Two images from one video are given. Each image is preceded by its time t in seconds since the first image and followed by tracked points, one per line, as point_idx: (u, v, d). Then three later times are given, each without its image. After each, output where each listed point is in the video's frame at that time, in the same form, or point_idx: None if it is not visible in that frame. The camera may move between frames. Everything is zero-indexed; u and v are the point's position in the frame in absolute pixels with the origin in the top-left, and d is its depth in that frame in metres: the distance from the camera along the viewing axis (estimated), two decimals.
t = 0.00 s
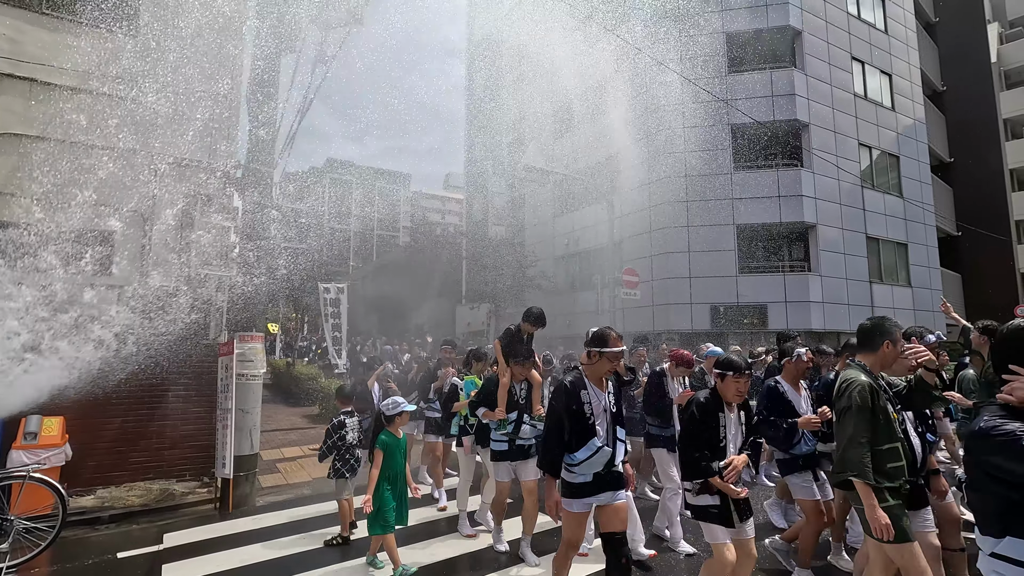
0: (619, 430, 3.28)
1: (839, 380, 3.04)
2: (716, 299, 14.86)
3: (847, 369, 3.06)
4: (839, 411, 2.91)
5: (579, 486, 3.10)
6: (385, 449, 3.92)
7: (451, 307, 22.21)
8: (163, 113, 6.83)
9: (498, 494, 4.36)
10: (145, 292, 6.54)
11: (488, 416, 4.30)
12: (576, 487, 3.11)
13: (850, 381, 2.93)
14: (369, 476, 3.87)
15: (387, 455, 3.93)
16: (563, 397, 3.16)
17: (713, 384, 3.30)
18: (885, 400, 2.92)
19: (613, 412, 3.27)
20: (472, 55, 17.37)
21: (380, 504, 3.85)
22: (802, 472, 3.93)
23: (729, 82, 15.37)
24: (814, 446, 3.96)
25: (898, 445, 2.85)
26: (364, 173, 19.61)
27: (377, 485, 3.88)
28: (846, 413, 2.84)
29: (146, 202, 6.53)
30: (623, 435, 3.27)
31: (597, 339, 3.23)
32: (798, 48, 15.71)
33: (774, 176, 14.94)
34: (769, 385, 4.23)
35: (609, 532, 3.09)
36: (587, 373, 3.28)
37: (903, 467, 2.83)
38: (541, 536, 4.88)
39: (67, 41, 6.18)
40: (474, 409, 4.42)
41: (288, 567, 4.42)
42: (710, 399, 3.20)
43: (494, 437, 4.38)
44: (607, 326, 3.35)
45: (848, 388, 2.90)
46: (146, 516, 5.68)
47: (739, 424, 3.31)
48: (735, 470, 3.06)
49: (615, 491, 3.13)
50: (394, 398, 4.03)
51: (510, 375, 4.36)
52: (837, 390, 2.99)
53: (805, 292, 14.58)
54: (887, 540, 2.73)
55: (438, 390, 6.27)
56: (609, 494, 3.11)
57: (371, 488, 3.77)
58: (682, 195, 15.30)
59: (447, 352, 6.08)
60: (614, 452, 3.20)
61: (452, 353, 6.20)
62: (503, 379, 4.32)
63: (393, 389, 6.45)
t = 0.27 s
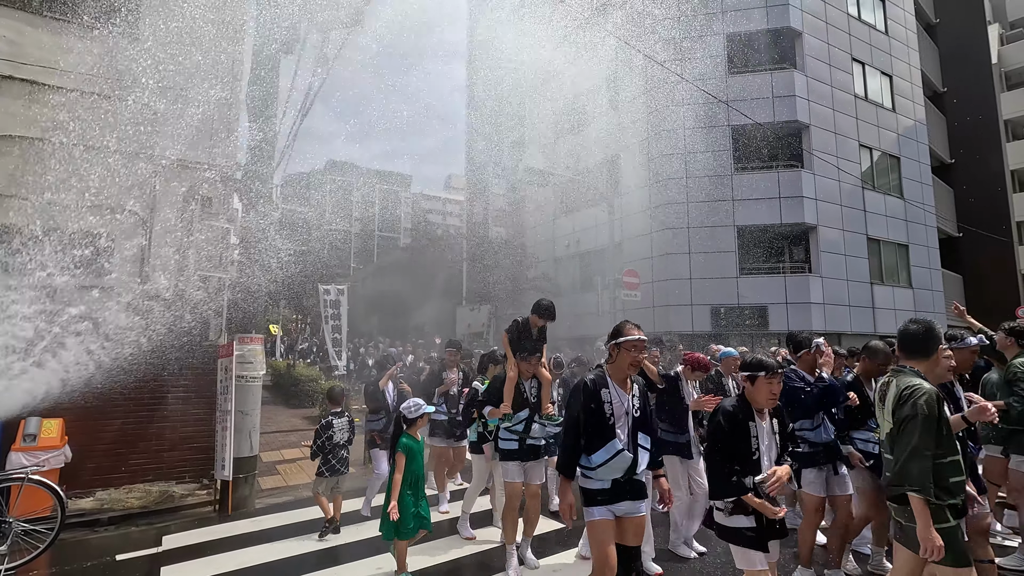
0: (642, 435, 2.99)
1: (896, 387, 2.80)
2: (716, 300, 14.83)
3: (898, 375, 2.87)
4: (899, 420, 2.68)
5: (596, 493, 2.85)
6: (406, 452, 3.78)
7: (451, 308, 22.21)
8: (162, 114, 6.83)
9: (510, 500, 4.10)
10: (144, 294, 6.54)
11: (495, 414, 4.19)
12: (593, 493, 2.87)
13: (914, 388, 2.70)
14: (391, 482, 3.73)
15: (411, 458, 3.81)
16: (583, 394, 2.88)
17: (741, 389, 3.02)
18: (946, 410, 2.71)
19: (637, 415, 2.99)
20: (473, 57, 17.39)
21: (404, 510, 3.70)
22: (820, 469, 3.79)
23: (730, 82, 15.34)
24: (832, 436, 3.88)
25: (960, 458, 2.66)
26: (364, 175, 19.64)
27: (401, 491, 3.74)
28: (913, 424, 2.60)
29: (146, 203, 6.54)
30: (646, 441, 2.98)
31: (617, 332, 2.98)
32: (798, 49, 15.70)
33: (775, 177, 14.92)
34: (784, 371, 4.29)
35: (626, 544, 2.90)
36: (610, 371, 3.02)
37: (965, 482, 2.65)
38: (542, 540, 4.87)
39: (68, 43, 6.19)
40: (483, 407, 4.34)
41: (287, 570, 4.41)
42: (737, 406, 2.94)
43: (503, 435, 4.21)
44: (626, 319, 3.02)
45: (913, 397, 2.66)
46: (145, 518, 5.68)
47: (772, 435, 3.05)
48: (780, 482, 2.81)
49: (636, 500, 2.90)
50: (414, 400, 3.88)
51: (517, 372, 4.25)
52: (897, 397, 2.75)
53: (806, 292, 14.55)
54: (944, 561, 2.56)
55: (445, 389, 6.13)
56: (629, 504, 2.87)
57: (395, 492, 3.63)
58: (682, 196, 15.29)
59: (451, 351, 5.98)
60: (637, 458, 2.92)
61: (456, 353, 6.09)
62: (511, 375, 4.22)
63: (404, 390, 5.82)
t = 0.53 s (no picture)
0: (662, 451, 2.81)
1: (973, 389, 2.58)
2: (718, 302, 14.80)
3: (967, 376, 2.67)
4: (991, 427, 2.43)
5: (613, 516, 2.65)
6: (432, 457, 3.66)
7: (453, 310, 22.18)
8: (163, 116, 6.83)
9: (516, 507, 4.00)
10: (145, 296, 6.54)
11: (504, 419, 4.10)
12: (610, 515, 2.66)
13: (997, 390, 2.47)
14: (421, 489, 3.61)
15: (439, 464, 3.68)
16: (598, 409, 2.69)
17: (781, 390, 2.81)
18: None
19: (655, 430, 2.80)
20: (474, 60, 17.42)
21: (439, 517, 3.60)
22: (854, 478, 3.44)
23: (731, 84, 15.37)
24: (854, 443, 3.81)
25: None
26: (365, 177, 19.65)
27: (431, 497, 3.63)
28: (1012, 430, 2.34)
29: (147, 205, 6.55)
30: (667, 457, 2.80)
31: (626, 338, 2.85)
32: (800, 50, 15.67)
33: (776, 178, 14.88)
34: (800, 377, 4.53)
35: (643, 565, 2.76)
36: (625, 382, 2.83)
37: None
38: (545, 545, 4.82)
39: (70, 46, 6.19)
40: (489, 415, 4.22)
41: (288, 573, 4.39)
42: (777, 411, 2.71)
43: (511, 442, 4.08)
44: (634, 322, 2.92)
45: (1001, 400, 2.42)
46: (146, 520, 5.67)
47: (813, 440, 2.80)
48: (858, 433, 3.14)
49: (655, 523, 2.72)
50: (437, 404, 3.77)
51: (523, 373, 4.16)
52: (979, 400, 2.51)
53: (808, 294, 14.51)
54: None
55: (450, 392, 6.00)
56: (649, 525, 2.70)
57: (426, 500, 3.53)
58: (684, 198, 15.27)
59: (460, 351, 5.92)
60: (658, 476, 2.73)
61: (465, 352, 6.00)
62: (517, 376, 4.13)
63: (414, 395, 5.48)
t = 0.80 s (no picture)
0: (680, 455, 2.67)
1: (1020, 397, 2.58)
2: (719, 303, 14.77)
3: (1017, 383, 2.66)
4: None
5: (633, 528, 2.53)
6: (448, 461, 3.62)
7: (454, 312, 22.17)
8: (164, 117, 6.84)
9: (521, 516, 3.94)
10: (145, 297, 6.52)
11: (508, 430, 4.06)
12: (631, 530, 2.53)
13: None
14: (437, 493, 3.56)
15: (454, 467, 3.64)
16: (610, 417, 2.57)
17: (830, 398, 2.50)
18: None
19: (673, 433, 2.67)
20: (474, 62, 17.44)
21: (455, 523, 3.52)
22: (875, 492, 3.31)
23: (731, 86, 15.38)
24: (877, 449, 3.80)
25: None
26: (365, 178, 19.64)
27: (448, 500, 3.56)
28: None
29: (147, 207, 6.55)
30: (686, 461, 2.67)
31: (633, 336, 2.76)
32: (800, 52, 15.65)
33: (777, 180, 14.85)
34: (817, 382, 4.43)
35: None
36: (636, 384, 2.71)
37: None
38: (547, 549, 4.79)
39: (69, 48, 6.19)
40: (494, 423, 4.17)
41: None
42: (824, 423, 2.39)
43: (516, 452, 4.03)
44: (638, 320, 2.85)
45: None
46: (147, 523, 5.66)
47: (863, 455, 2.44)
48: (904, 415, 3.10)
49: (677, 536, 2.57)
50: (450, 405, 3.71)
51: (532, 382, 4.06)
52: None
53: (809, 296, 14.47)
54: None
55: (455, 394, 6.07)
56: (670, 539, 2.55)
57: (443, 504, 3.45)
58: (685, 199, 15.26)
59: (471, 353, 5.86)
60: (677, 484, 2.60)
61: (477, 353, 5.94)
62: (525, 387, 4.03)
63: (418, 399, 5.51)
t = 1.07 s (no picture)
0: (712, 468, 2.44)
1: None
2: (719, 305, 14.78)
3: None
4: None
5: (660, 547, 2.30)
6: (462, 465, 3.50)
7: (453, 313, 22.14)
8: (161, 118, 6.80)
9: (527, 521, 3.77)
10: (141, 299, 6.48)
11: (526, 427, 3.74)
12: (659, 552, 2.31)
13: None
14: (452, 499, 3.46)
15: (470, 472, 3.54)
16: (646, 424, 2.23)
17: (896, 411, 2.16)
18: None
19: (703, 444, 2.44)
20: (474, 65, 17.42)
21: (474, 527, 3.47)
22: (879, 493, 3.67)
23: (731, 87, 15.34)
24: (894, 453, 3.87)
25: None
26: (364, 179, 19.63)
27: (465, 508, 3.48)
28: None
29: (146, 208, 6.54)
30: (716, 475, 2.43)
31: (671, 337, 2.50)
32: (800, 53, 15.65)
33: (776, 181, 14.87)
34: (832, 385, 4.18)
35: None
36: (670, 391, 2.44)
37: None
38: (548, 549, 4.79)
39: (67, 49, 6.17)
40: (510, 419, 3.86)
41: None
42: (896, 440, 2.01)
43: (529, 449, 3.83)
44: (678, 322, 2.57)
45: None
46: (144, 525, 5.63)
47: (938, 473, 2.17)
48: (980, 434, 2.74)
49: (708, 554, 2.35)
50: (463, 409, 3.67)
51: (554, 378, 3.83)
52: None
53: (809, 297, 14.46)
54: None
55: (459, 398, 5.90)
56: (701, 559, 2.33)
57: (460, 512, 3.37)
58: (684, 201, 15.28)
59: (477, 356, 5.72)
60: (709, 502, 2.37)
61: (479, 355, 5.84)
62: (546, 383, 3.79)
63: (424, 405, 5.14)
